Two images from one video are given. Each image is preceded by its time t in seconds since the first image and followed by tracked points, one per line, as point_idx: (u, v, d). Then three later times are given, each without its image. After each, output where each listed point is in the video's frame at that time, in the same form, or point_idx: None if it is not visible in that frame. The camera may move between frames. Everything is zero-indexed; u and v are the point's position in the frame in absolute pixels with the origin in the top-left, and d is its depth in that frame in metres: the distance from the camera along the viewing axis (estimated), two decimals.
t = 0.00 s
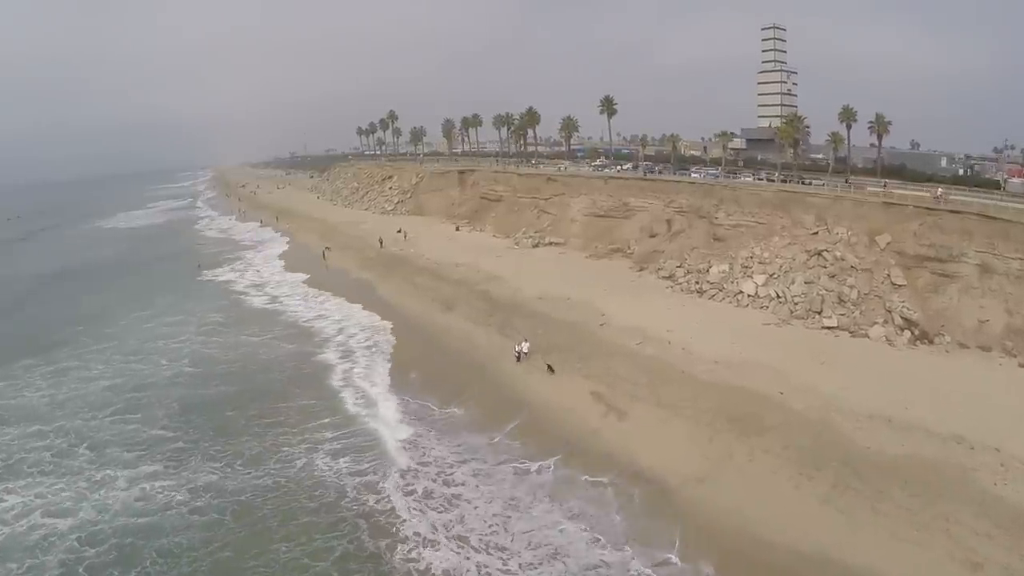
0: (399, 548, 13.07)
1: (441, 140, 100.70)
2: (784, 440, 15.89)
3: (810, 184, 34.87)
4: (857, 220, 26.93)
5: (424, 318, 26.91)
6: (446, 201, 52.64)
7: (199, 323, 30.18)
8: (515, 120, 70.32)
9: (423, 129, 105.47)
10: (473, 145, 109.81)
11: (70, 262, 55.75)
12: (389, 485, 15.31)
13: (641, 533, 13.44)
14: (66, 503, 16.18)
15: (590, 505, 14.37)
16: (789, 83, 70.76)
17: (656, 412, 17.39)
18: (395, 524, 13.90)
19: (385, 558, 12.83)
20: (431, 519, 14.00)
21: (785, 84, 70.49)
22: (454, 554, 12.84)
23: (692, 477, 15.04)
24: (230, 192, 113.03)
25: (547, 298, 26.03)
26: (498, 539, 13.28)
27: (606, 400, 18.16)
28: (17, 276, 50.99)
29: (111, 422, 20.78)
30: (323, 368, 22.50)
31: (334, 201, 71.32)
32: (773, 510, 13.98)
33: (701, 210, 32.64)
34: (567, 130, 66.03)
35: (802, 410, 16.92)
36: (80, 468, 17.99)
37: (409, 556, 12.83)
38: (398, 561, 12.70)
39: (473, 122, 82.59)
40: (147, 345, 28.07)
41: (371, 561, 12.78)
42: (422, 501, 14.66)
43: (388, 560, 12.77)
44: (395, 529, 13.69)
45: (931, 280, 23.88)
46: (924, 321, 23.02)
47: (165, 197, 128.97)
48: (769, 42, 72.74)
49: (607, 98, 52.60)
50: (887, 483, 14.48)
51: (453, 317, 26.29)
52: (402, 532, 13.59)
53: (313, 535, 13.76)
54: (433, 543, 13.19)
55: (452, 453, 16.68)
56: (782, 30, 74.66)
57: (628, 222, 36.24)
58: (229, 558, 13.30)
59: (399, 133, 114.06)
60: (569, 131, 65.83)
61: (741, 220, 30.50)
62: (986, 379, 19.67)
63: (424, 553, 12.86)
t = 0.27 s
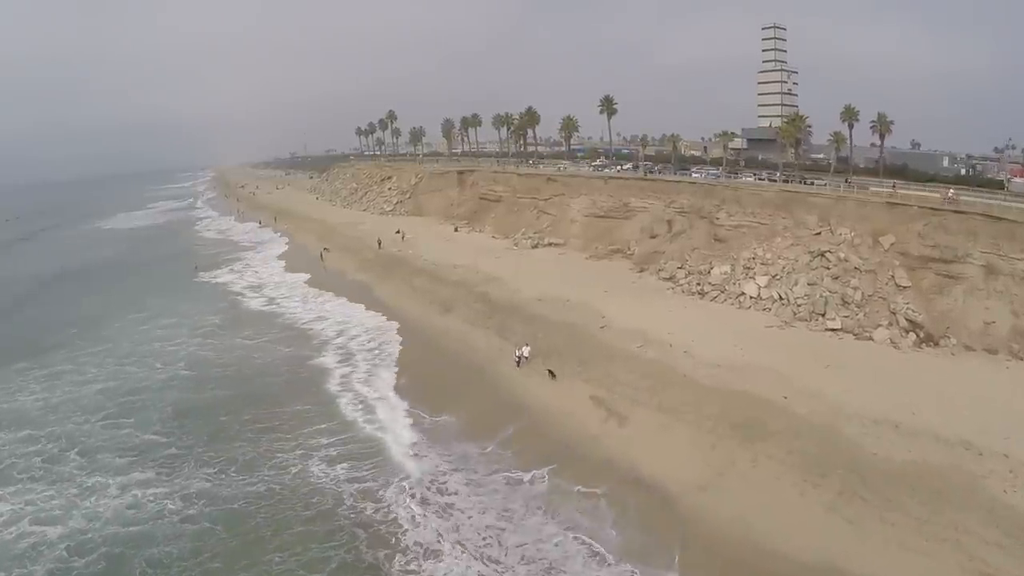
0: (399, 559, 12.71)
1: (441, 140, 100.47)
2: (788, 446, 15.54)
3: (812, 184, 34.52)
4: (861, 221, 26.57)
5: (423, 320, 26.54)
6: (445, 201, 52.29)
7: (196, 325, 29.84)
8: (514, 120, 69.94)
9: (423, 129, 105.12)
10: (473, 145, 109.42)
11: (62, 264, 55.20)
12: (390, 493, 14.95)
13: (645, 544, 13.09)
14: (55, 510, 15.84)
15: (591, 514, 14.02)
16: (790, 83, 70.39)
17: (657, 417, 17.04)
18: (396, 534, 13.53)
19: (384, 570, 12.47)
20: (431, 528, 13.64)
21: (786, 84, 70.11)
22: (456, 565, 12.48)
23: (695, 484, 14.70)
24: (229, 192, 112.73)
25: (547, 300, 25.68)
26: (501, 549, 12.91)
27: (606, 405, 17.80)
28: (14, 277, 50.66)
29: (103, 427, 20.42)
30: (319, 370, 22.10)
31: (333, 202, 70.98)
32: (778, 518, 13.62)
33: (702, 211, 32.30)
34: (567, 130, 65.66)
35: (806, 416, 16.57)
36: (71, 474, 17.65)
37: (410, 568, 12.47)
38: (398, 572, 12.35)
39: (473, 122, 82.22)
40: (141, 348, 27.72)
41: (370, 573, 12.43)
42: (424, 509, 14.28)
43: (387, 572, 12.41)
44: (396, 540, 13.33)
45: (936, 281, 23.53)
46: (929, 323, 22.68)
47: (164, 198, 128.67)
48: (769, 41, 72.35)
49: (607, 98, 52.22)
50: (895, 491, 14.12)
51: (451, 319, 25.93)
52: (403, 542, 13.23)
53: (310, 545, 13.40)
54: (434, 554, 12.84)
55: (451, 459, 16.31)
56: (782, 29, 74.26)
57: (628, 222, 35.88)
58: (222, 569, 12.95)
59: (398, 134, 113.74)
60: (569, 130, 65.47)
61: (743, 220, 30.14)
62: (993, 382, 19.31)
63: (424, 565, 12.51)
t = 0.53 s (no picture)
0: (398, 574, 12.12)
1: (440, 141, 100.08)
2: (793, 454, 15.10)
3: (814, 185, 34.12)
4: (865, 221, 26.12)
5: (420, 323, 26.07)
6: (444, 202, 51.87)
7: (191, 328, 29.36)
8: (514, 120, 69.51)
9: (422, 129, 104.74)
10: (472, 146, 109.03)
11: (59, 265, 54.80)
12: (389, 502, 14.32)
13: (652, 558, 12.56)
14: (41, 520, 15.37)
15: (593, 524, 13.52)
16: (790, 82, 70.01)
17: (658, 424, 16.60)
18: (394, 546, 12.92)
19: None
20: (431, 539, 13.02)
21: (786, 84, 69.71)
22: None
23: (699, 494, 14.26)
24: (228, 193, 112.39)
25: (546, 302, 25.25)
26: (504, 562, 12.34)
27: (607, 411, 17.37)
28: (10, 279, 50.24)
29: (94, 432, 19.93)
30: (313, 373, 21.54)
31: (332, 202, 70.57)
32: (787, 531, 13.14)
33: (703, 212, 31.88)
34: (566, 130, 65.24)
35: (811, 423, 16.13)
36: (59, 482, 17.19)
37: None
38: None
39: (472, 122, 81.80)
40: (135, 350, 27.23)
41: None
42: (424, 519, 13.65)
43: None
44: (395, 552, 12.71)
45: (942, 283, 23.09)
46: (935, 326, 22.22)
47: (163, 199, 128.32)
48: (769, 41, 71.94)
49: (607, 97, 51.81)
50: (904, 502, 13.65)
51: (449, 321, 25.50)
52: (402, 555, 12.62)
53: (304, 558, 12.79)
54: (435, 568, 12.24)
55: (450, 467, 15.73)
56: (782, 28, 73.84)
57: (628, 223, 35.45)
58: None
59: (397, 134, 113.35)
60: (568, 130, 65.05)
61: (745, 221, 29.70)
62: (1002, 387, 18.85)
63: None
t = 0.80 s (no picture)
0: None
1: (439, 141, 99.66)
2: (800, 463, 14.68)
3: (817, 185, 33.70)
4: (870, 222, 25.68)
5: (419, 326, 25.61)
6: (444, 202, 51.44)
7: (186, 330, 28.89)
8: (513, 120, 69.08)
9: (421, 129, 104.27)
10: (471, 146, 108.60)
11: (56, 266, 54.36)
12: (387, 514, 13.81)
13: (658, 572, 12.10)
14: (27, 530, 14.93)
15: (594, 537, 13.07)
16: (791, 82, 69.55)
17: (660, 431, 16.17)
18: (391, 561, 12.42)
19: None
20: (430, 554, 12.52)
21: (787, 84, 69.29)
22: None
23: (703, 505, 13.84)
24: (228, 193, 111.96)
25: (545, 304, 24.82)
26: None
27: (607, 418, 16.93)
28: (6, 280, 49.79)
29: (85, 438, 19.46)
30: (307, 377, 20.99)
31: (330, 203, 70.13)
32: (795, 544, 12.71)
33: (705, 212, 31.46)
34: (566, 129, 64.82)
35: (817, 430, 15.71)
36: (47, 490, 16.73)
37: None
38: None
39: (472, 122, 81.37)
40: (128, 353, 26.77)
41: None
42: (424, 532, 13.17)
43: None
44: (393, 568, 12.21)
45: (949, 285, 22.65)
46: (942, 329, 21.79)
47: (162, 199, 127.89)
48: (770, 41, 71.54)
49: (608, 97, 51.34)
50: (914, 513, 13.22)
51: (448, 324, 25.06)
52: (400, 571, 12.12)
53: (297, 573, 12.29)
54: None
55: (448, 476, 15.23)
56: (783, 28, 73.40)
57: (629, 223, 35.03)
58: None
59: (396, 134, 112.90)
60: (568, 130, 64.64)
61: (748, 222, 29.27)
62: (1012, 392, 18.41)
63: None
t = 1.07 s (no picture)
0: None
1: (438, 142, 99.15)
2: (807, 473, 14.20)
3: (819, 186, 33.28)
4: (875, 223, 25.19)
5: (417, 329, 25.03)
6: (442, 203, 50.93)
7: (181, 334, 28.26)
8: (512, 120, 68.60)
9: (419, 130, 103.75)
10: (470, 147, 108.12)
11: (51, 268, 53.63)
12: (384, 526, 13.08)
13: None
14: (12, 543, 14.16)
15: (598, 551, 12.51)
16: (791, 81, 69.15)
17: (663, 440, 15.68)
18: None
19: None
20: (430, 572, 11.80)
21: (787, 83, 68.83)
22: None
23: (709, 517, 13.34)
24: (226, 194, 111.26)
25: (545, 308, 24.31)
26: None
27: (608, 426, 16.42)
28: None
29: (74, 445, 18.70)
30: (299, 381, 20.26)
31: (328, 204, 69.54)
32: (805, 560, 12.19)
33: (707, 214, 30.99)
34: (566, 129, 64.35)
35: (824, 439, 15.23)
36: (33, 500, 15.97)
37: None
38: None
39: (471, 123, 80.86)
40: (120, 357, 26.11)
41: None
42: (423, 547, 12.47)
43: None
44: None
45: (956, 288, 22.16)
46: (950, 332, 21.29)
47: (160, 200, 127.19)
48: (770, 40, 71.10)
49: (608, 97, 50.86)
50: (927, 525, 12.73)
51: (445, 327, 24.55)
52: None
53: None
54: None
55: (448, 487, 14.53)
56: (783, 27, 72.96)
57: (630, 225, 34.55)
58: None
59: (395, 134, 112.42)
60: (568, 130, 64.17)
61: (750, 223, 28.79)
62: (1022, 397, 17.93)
63: None
